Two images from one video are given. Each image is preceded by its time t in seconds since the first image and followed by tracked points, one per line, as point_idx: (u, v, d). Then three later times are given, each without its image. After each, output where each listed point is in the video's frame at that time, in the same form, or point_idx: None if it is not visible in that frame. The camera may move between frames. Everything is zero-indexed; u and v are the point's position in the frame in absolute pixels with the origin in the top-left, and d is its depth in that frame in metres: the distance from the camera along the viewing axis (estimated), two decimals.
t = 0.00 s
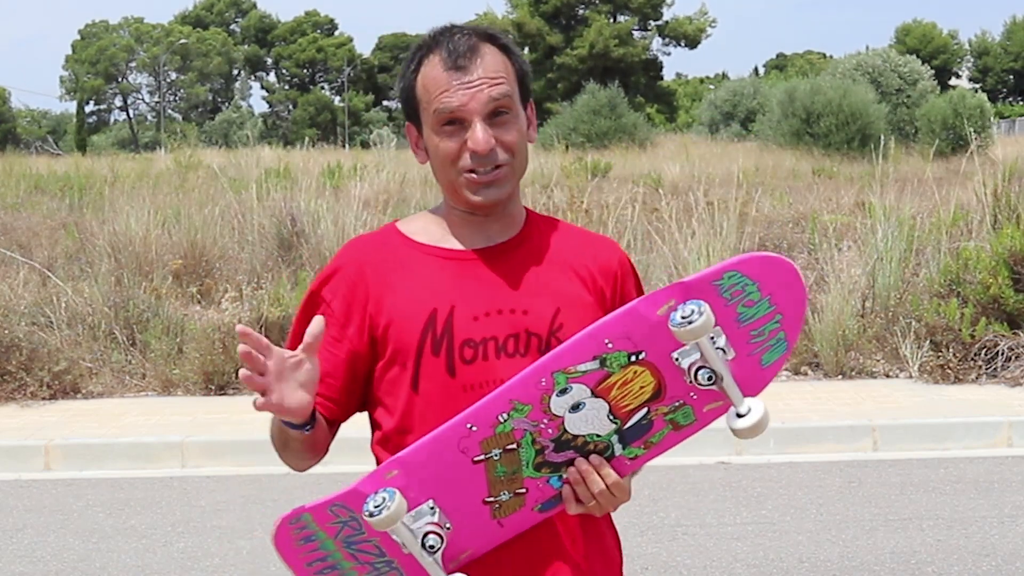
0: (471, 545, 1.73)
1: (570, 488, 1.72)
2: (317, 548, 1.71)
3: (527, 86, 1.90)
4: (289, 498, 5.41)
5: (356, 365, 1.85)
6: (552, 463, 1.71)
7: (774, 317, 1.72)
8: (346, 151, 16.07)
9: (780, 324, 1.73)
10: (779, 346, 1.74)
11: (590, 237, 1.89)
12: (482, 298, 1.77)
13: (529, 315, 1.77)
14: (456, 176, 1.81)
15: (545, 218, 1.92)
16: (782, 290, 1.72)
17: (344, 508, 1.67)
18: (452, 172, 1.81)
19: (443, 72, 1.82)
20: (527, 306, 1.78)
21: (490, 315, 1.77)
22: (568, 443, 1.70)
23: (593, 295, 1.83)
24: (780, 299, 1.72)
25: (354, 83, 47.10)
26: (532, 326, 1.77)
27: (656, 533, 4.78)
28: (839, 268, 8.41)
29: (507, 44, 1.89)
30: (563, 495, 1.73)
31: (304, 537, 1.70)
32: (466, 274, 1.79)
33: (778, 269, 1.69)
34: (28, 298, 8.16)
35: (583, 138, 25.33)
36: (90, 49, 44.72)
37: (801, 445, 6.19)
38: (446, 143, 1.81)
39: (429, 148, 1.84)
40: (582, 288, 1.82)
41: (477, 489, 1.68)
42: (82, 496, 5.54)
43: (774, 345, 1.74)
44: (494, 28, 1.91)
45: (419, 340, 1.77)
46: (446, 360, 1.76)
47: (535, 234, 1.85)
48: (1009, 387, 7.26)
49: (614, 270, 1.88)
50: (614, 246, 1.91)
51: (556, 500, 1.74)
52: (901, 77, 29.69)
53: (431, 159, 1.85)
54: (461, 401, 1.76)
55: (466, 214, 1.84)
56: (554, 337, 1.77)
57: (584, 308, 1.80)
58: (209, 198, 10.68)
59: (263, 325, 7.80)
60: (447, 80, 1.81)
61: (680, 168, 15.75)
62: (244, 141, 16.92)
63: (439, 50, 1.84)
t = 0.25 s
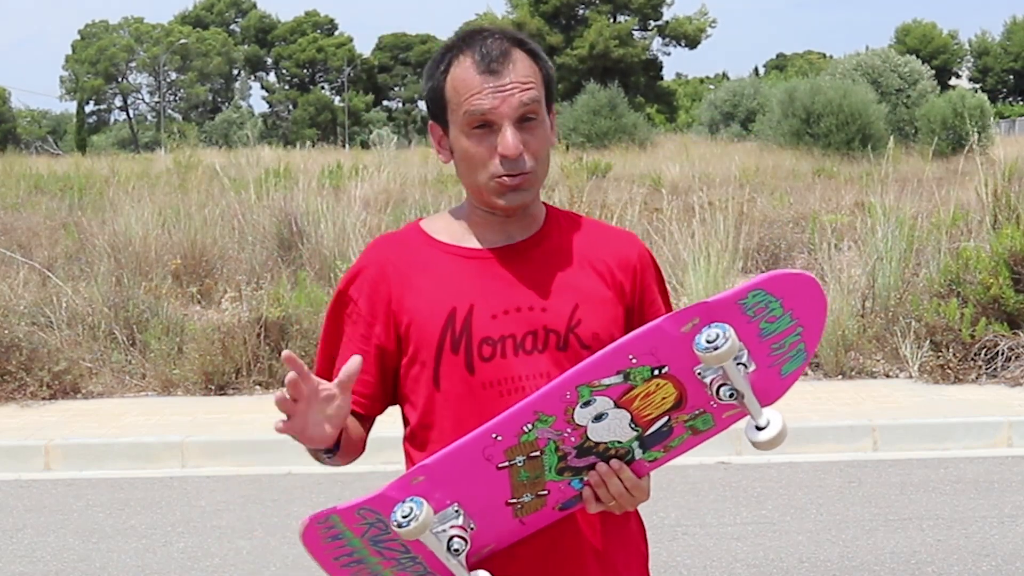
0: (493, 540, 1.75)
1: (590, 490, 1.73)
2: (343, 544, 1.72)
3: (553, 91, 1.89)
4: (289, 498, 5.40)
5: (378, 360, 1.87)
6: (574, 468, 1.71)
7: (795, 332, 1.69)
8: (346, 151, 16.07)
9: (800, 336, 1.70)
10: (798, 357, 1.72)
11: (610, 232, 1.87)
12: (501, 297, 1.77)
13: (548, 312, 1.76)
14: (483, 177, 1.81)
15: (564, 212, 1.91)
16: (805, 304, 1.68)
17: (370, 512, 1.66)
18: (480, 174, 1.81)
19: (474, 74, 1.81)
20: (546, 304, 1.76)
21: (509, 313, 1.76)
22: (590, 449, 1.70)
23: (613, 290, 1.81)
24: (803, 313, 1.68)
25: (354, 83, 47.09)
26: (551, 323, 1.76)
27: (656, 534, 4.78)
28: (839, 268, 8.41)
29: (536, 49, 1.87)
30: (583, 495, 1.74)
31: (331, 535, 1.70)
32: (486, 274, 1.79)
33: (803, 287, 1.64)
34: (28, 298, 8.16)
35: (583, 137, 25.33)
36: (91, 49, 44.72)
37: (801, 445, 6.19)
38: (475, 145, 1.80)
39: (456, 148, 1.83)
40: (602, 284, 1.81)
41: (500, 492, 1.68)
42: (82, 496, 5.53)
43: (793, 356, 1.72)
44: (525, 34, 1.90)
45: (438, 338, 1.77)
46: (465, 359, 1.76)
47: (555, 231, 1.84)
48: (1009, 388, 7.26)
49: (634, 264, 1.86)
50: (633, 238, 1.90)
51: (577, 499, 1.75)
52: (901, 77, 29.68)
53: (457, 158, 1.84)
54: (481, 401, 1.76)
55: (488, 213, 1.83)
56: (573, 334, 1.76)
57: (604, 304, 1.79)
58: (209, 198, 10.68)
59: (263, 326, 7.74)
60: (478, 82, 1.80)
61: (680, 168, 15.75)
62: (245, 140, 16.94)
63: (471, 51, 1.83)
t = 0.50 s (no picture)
0: (513, 539, 1.75)
1: (607, 487, 1.71)
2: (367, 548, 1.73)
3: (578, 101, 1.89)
4: (289, 498, 5.40)
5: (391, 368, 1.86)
6: (590, 465, 1.70)
7: (802, 322, 1.67)
8: (346, 151, 16.07)
9: (808, 327, 1.68)
10: (807, 347, 1.70)
11: (618, 231, 1.87)
12: (511, 298, 1.76)
13: (558, 313, 1.76)
14: (528, 185, 1.78)
15: (575, 215, 1.90)
16: (811, 294, 1.66)
17: (392, 514, 1.66)
18: (526, 182, 1.78)
19: (529, 81, 1.77)
20: (556, 305, 1.76)
21: (519, 316, 1.75)
22: (604, 446, 1.69)
23: (620, 291, 1.80)
24: (809, 303, 1.66)
25: (354, 83, 47.10)
26: (562, 324, 1.75)
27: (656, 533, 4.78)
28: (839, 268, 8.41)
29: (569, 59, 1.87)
30: (601, 491, 1.73)
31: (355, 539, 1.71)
32: (496, 277, 1.78)
33: (807, 277, 1.62)
34: (28, 297, 8.16)
35: (583, 137, 25.34)
36: (91, 49, 44.71)
37: (801, 445, 6.20)
38: (526, 151, 1.76)
39: (500, 153, 1.79)
40: (612, 284, 1.80)
41: (518, 491, 1.68)
42: (82, 496, 5.54)
43: (803, 347, 1.70)
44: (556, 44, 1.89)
45: (451, 344, 1.77)
46: (478, 362, 1.76)
47: (564, 233, 1.84)
48: (1008, 388, 7.26)
49: (640, 262, 1.84)
50: (643, 236, 1.89)
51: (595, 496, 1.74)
52: (901, 77, 29.68)
53: (496, 162, 1.80)
54: (495, 404, 1.76)
55: (509, 219, 1.83)
56: (583, 333, 1.76)
57: (614, 304, 1.79)
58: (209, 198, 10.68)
59: (263, 326, 7.76)
60: (537, 90, 1.76)
61: (680, 168, 15.75)
62: (244, 141, 16.94)
63: (526, 59, 1.79)
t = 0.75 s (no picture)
0: (515, 537, 1.74)
1: (610, 483, 1.71)
2: (368, 543, 1.73)
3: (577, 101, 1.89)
4: (289, 498, 5.40)
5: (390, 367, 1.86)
6: (593, 459, 1.71)
7: (804, 316, 1.69)
8: (346, 151, 16.07)
9: (810, 320, 1.69)
10: (810, 342, 1.71)
11: (617, 235, 1.87)
12: (514, 299, 1.77)
13: (560, 315, 1.76)
14: (523, 184, 1.79)
15: (574, 217, 1.91)
16: (812, 288, 1.68)
17: (394, 506, 1.67)
18: (520, 181, 1.79)
19: (519, 79, 1.78)
20: (558, 306, 1.77)
21: (522, 316, 1.76)
22: (607, 440, 1.69)
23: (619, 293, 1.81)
24: (811, 298, 1.68)
25: (354, 83, 47.07)
26: (563, 325, 1.76)
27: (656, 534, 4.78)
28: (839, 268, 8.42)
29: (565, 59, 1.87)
30: (603, 488, 1.73)
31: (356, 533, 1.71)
32: (497, 277, 1.79)
33: (809, 270, 1.65)
34: (28, 297, 8.16)
35: (583, 138, 25.32)
36: (91, 49, 44.71)
37: (801, 445, 6.20)
38: (515, 148, 1.77)
39: (492, 153, 1.80)
40: (613, 286, 1.81)
41: (521, 485, 1.68)
42: (82, 496, 5.54)
43: (804, 342, 1.71)
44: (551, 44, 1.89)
45: (453, 344, 1.77)
46: (480, 363, 1.76)
47: (563, 236, 1.84)
48: (1009, 387, 7.27)
49: (640, 264, 1.85)
50: (641, 242, 1.88)
51: (597, 493, 1.74)
52: (901, 77, 29.68)
53: (488, 161, 1.81)
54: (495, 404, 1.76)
55: (508, 220, 1.83)
56: (584, 335, 1.76)
57: (616, 306, 1.79)
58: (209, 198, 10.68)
59: (263, 326, 7.76)
60: (524, 87, 1.78)
61: (680, 168, 15.75)
62: (245, 140, 16.94)
63: (515, 56, 1.80)
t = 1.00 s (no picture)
0: (495, 538, 1.74)
1: (590, 483, 1.72)
2: (346, 541, 1.73)
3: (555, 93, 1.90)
4: (289, 498, 5.41)
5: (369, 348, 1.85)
6: (574, 459, 1.72)
7: (790, 320, 1.72)
8: (347, 151, 16.07)
9: (795, 325, 1.73)
10: (794, 346, 1.75)
11: (607, 234, 1.88)
12: (505, 292, 1.77)
13: (551, 310, 1.77)
14: (482, 169, 1.81)
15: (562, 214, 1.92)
16: (799, 291, 1.72)
17: (371, 502, 1.68)
18: (479, 165, 1.81)
19: (478, 65, 1.82)
20: (548, 301, 1.78)
21: (516, 309, 1.77)
22: (588, 440, 1.72)
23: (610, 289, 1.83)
24: (796, 299, 1.72)
25: (354, 83, 47.07)
26: (554, 320, 1.77)
27: (656, 534, 4.78)
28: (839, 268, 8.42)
29: (539, 50, 1.90)
30: (584, 490, 1.74)
31: (333, 530, 1.71)
32: (488, 270, 1.79)
33: (794, 271, 1.69)
34: (28, 297, 8.15)
35: (583, 137, 25.32)
36: (90, 49, 44.68)
37: (801, 445, 6.19)
38: (476, 133, 1.81)
39: (456, 140, 1.84)
40: (603, 283, 1.82)
41: (500, 485, 1.69)
42: (82, 496, 5.54)
43: (790, 345, 1.74)
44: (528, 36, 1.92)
45: (444, 332, 1.76)
46: (470, 354, 1.76)
47: (553, 230, 1.85)
48: (1009, 387, 7.26)
49: (629, 263, 1.87)
50: (628, 241, 1.90)
51: (577, 494, 1.75)
52: (901, 77, 29.68)
53: (457, 150, 1.85)
54: (482, 397, 1.76)
55: (486, 211, 1.83)
56: (574, 331, 1.77)
57: (605, 302, 1.81)
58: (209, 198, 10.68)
59: (263, 326, 7.77)
60: (484, 73, 1.81)
61: (680, 168, 15.75)
62: (245, 141, 16.93)
63: (478, 45, 1.84)
